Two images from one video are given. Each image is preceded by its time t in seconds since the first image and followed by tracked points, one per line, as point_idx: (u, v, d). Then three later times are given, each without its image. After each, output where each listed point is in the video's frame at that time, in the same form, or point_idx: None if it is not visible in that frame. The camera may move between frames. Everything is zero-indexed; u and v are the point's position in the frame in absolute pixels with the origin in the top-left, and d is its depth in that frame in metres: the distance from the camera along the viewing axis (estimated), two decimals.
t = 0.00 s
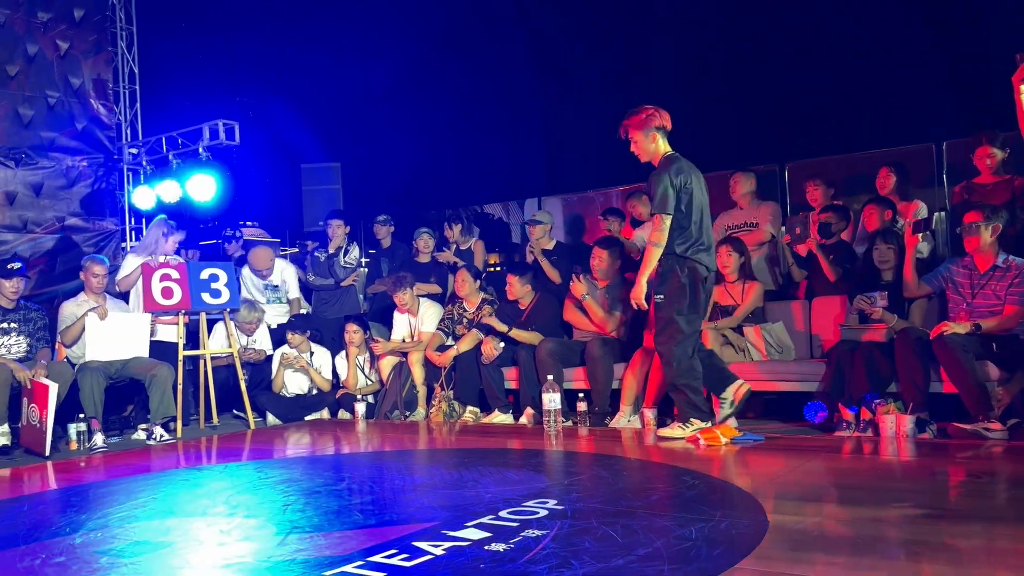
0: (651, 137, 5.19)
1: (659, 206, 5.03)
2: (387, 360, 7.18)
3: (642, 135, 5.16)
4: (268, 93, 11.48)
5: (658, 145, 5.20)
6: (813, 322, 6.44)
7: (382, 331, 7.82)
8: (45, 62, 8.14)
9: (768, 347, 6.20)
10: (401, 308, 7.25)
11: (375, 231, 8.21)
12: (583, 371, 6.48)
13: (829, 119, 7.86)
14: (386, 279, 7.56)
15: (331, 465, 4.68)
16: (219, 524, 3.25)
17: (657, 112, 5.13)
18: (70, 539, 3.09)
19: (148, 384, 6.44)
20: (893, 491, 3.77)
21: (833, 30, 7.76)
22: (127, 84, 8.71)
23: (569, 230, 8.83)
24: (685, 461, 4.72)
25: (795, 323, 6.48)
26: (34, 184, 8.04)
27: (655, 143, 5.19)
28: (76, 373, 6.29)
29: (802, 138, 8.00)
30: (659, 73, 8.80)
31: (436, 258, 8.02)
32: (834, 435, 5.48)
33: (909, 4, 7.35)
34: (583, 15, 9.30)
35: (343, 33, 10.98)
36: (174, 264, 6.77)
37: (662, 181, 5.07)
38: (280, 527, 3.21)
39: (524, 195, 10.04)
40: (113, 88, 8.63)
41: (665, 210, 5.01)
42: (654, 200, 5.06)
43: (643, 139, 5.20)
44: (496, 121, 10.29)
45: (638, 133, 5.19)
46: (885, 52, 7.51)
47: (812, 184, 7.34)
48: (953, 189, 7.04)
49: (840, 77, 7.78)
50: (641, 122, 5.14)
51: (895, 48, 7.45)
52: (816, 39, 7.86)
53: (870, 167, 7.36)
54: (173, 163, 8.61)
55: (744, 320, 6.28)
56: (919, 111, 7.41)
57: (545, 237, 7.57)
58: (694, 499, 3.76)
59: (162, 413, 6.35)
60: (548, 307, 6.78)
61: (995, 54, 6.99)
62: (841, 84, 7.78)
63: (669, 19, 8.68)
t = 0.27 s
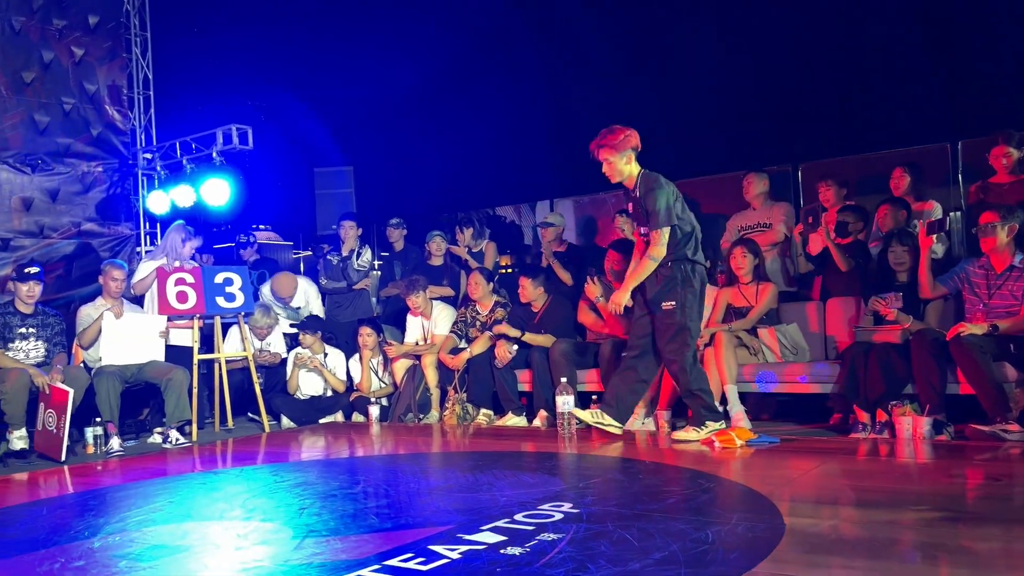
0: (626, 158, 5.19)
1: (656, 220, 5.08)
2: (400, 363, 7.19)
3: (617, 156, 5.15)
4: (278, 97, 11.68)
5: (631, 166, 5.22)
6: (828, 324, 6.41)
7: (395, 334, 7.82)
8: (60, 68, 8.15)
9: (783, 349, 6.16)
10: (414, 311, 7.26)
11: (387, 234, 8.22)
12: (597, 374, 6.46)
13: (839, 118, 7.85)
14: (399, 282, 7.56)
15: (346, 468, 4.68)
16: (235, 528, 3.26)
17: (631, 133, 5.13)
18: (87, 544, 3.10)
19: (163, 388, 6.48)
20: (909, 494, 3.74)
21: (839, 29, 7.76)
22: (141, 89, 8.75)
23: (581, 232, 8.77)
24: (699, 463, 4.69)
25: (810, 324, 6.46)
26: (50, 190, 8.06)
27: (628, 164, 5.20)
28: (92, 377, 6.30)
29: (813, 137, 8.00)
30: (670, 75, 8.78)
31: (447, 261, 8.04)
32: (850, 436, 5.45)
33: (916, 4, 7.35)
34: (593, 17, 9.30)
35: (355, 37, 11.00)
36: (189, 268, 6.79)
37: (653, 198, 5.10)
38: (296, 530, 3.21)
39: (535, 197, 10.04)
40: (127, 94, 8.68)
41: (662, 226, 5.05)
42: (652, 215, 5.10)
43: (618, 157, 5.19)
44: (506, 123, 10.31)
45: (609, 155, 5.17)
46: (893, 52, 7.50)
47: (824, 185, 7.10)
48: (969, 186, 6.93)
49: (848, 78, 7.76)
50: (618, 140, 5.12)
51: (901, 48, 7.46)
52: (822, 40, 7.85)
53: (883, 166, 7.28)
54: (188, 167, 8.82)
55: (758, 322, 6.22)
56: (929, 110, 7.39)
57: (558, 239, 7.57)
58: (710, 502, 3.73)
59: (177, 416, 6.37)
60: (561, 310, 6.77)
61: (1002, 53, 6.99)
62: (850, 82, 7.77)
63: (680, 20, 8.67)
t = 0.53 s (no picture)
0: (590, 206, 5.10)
1: (645, 260, 5.14)
2: (413, 364, 7.20)
3: (583, 208, 5.06)
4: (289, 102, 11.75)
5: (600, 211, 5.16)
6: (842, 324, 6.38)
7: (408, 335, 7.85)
8: (75, 73, 8.20)
9: (797, 349, 6.11)
10: (426, 312, 7.25)
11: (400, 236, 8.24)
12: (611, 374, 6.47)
13: (846, 119, 7.87)
14: (412, 284, 7.58)
15: (359, 469, 4.69)
16: (250, 530, 3.27)
17: (590, 181, 5.01)
18: (104, 546, 3.12)
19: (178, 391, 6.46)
20: (925, 494, 3.71)
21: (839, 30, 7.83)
22: (155, 93, 8.80)
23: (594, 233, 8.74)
24: (713, 464, 4.68)
25: (824, 324, 6.41)
26: (65, 194, 8.11)
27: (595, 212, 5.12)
28: (108, 380, 6.33)
29: (821, 138, 8.03)
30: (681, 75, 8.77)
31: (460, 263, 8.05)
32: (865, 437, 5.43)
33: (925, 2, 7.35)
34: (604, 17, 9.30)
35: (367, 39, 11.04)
36: (202, 270, 6.87)
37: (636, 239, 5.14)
38: (311, 532, 3.22)
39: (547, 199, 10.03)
40: (141, 98, 8.73)
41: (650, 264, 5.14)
42: (642, 257, 5.13)
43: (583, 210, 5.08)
44: (517, 124, 10.33)
45: (576, 209, 5.06)
46: (900, 52, 7.51)
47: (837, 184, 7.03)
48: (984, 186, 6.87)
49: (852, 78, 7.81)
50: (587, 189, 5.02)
51: (904, 48, 7.48)
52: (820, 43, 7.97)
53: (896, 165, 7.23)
54: (201, 171, 8.81)
55: (772, 322, 6.17)
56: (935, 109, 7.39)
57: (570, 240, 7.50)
58: (724, 503, 3.72)
59: (192, 419, 6.35)
60: (573, 311, 6.76)
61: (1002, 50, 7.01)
62: (855, 83, 7.81)
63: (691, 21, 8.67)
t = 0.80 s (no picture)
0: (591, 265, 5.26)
1: (650, 313, 5.56)
2: (429, 363, 7.20)
3: (586, 268, 5.24)
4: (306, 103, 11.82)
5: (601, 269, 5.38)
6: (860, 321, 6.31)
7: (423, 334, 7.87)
8: (92, 77, 8.30)
9: (813, 346, 6.08)
10: (442, 312, 7.24)
11: (416, 236, 8.26)
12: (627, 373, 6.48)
13: (855, 116, 7.85)
14: (427, 284, 7.59)
15: (377, 469, 4.70)
16: (269, 529, 3.28)
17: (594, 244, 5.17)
18: (124, 545, 3.14)
19: (196, 391, 6.54)
20: (945, 493, 3.68)
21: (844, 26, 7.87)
22: (171, 96, 8.83)
23: (609, 232, 8.70)
24: (730, 462, 4.65)
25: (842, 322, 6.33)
26: (84, 197, 8.21)
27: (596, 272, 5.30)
28: (127, 381, 6.39)
29: (834, 135, 7.99)
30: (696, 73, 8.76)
31: (475, 262, 8.05)
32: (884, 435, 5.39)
33: None
34: (619, 15, 9.28)
35: (381, 40, 11.07)
36: (220, 272, 6.85)
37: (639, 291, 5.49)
38: (329, 532, 3.23)
39: (561, 197, 10.02)
40: (158, 100, 8.77)
41: (651, 316, 5.57)
42: (648, 310, 5.55)
43: (585, 271, 5.26)
44: (529, 123, 10.34)
45: (578, 268, 5.23)
46: (915, 47, 7.49)
47: (852, 178, 7.07)
48: (1004, 183, 6.73)
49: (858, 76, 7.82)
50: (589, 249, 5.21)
51: (911, 45, 7.51)
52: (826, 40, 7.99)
53: (914, 162, 7.15)
54: (217, 172, 8.70)
55: (788, 320, 6.13)
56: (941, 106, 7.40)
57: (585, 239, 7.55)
58: (742, 501, 3.70)
59: (210, 418, 6.43)
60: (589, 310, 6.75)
61: (1004, 47, 7.07)
62: (866, 79, 7.80)
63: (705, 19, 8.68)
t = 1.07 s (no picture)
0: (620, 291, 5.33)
1: (680, 348, 5.49)
2: (453, 363, 7.20)
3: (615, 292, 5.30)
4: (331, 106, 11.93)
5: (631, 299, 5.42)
6: (887, 318, 6.24)
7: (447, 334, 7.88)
8: (118, 80, 8.35)
9: (841, 344, 6.05)
10: (465, 312, 7.25)
11: (438, 236, 8.28)
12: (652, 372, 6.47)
13: (877, 112, 7.81)
14: (450, 284, 7.60)
15: (401, 467, 4.71)
16: (295, 527, 3.30)
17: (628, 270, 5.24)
18: (153, 542, 3.17)
19: (221, 391, 6.60)
20: (977, 491, 3.61)
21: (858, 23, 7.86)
22: (196, 98, 8.89)
23: (632, 230, 8.65)
24: (756, 461, 4.60)
25: (868, 319, 6.28)
26: (111, 199, 8.26)
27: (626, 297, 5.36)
28: (154, 381, 6.46)
29: (857, 131, 7.96)
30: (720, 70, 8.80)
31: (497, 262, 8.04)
32: (914, 433, 5.31)
33: None
34: (642, 13, 9.25)
35: (403, 41, 11.10)
36: (245, 273, 6.84)
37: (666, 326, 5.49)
38: (355, 529, 3.24)
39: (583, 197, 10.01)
40: (183, 103, 8.84)
41: (680, 351, 5.48)
42: (676, 345, 5.49)
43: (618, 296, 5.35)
44: (551, 121, 10.35)
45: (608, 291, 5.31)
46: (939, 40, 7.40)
47: (879, 175, 6.95)
48: None
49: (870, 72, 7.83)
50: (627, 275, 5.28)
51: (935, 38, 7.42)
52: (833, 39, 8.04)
53: (941, 156, 7.06)
54: (242, 173, 8.90)
55: (814, 317, 6.09)
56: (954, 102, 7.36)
57: (608, 238, 7.55)
58: (768, 499, 3.66)
59: (236, 418, 6.48)
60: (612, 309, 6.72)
61: None
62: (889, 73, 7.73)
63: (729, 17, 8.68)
